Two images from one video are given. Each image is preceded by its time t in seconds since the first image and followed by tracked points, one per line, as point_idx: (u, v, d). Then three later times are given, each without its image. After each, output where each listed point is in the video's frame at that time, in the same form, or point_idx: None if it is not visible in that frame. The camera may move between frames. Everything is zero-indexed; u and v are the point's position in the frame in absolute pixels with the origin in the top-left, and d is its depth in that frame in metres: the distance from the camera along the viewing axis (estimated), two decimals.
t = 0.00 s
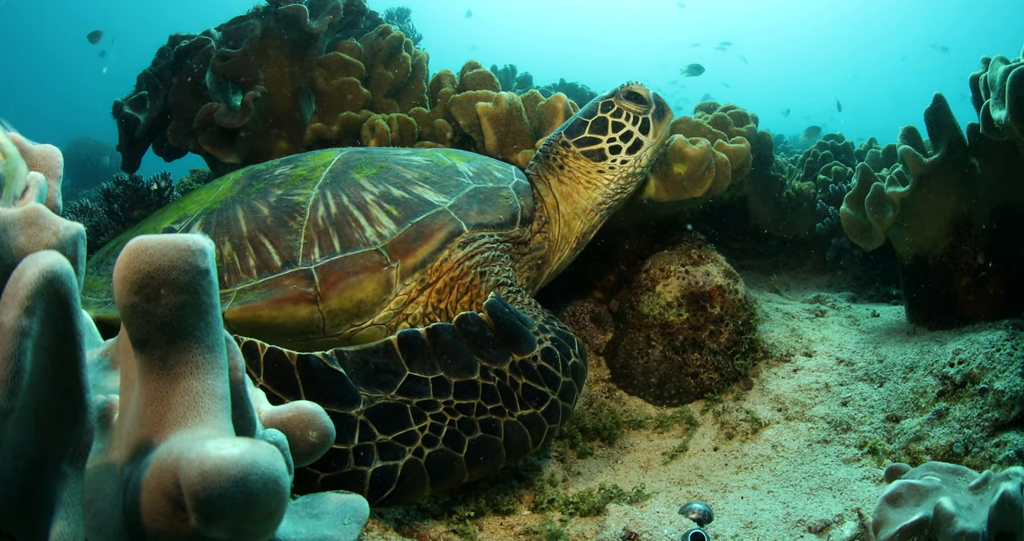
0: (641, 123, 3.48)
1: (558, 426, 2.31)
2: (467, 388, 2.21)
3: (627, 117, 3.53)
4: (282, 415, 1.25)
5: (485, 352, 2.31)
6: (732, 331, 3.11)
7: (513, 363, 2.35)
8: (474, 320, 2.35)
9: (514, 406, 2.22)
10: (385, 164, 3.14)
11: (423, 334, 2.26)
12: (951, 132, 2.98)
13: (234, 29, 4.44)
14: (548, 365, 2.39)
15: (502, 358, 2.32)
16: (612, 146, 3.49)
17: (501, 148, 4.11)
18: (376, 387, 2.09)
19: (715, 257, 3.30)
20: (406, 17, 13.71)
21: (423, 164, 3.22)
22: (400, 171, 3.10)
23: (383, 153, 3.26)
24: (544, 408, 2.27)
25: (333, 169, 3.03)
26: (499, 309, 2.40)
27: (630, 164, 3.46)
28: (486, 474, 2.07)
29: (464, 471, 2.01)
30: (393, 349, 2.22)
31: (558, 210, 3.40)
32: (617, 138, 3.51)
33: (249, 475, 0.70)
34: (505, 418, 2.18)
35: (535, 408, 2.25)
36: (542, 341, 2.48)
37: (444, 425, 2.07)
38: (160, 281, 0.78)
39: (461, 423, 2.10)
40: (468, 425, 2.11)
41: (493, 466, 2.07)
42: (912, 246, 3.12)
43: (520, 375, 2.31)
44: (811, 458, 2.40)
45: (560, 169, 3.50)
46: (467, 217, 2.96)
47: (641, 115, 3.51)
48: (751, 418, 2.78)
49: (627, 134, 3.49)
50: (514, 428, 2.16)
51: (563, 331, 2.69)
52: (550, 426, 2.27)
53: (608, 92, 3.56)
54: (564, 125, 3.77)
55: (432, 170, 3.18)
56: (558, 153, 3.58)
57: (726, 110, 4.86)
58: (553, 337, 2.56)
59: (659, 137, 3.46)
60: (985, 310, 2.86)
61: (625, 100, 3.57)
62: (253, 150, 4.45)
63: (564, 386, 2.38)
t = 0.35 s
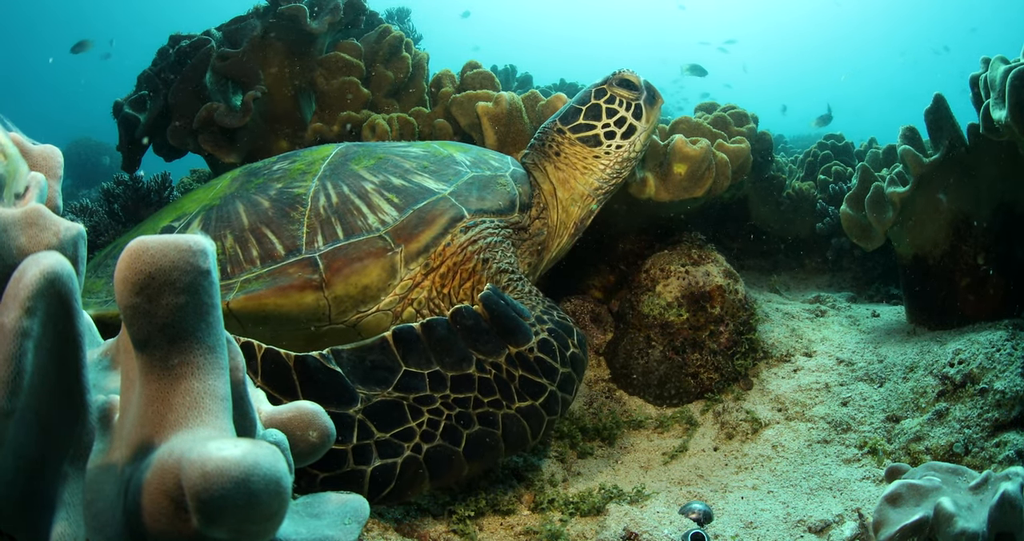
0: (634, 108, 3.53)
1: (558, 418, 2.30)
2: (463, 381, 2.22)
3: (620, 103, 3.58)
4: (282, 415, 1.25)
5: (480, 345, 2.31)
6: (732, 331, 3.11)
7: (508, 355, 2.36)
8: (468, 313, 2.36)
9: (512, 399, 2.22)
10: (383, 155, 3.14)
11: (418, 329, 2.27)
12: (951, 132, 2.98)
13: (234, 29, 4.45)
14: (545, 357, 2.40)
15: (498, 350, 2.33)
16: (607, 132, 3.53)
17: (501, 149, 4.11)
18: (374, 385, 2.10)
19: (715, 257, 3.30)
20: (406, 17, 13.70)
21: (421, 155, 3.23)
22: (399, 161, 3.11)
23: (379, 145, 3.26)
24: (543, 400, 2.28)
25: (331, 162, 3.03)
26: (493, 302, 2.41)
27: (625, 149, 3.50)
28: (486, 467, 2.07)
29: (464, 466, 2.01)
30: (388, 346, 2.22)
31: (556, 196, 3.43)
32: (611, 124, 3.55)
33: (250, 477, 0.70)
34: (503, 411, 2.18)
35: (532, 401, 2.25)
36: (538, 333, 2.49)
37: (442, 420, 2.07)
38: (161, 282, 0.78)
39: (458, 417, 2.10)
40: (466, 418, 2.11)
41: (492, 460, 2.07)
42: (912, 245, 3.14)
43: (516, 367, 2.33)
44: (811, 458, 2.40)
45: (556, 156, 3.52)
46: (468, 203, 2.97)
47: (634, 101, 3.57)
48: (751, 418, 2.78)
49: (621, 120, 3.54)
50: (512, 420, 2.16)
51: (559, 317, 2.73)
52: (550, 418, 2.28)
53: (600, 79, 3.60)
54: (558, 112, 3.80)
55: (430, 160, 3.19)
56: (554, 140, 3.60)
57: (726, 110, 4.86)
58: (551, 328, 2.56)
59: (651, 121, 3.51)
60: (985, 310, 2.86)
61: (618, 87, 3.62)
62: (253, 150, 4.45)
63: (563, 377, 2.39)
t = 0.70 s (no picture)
0: (626, 99, 3.56)
1: (562, 405, 2.28)
2: (458, 373, 2.20)
3: (613, 94, 3.60)
4: (282, 415, 1.25)
5: (472, 335, 2.31)
6: (732, 331, 3.11)
7: (503, 344, 2.35)
8: (458, 305, 2.35)
9: (512, 388, 2.20)
10: (382, 149, 3.15)
11: (408, 324, 2.26)
12: (950, 132, 2.98)
13: (234, 29, 4.45)
14: (541, 343, 2.39)
15: (492, 340, 2.33)
16: (600, 123, 3.54)
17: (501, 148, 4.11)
18: (368, 382, 2.09)
19: (715, 257, 3.30)
20: (406, 17, 13.70)
21: (420, 148, 3.23)
22: (399, 155, 3.11)
23: (378, 140, 3.27)
24: (543, 387, 2.26)
25: (332, 157, 3.04)
26: (484, 293, 2.40)
27: (618, 139, 3.52)
28: (489, 460, 2.07)
29: (467, 461, 2.01)
30: (380, 342, 2.22)
31: (552, 186, 3.44)
32: (604, 115, 3.57)
33: (249, 474, 0.70)
34: (502, 401, 2.16)
35: (531, 388, 2.24)
36: (531, 320, 2.49)
37: (441, 414, 2.07)
38: (161, 280, 0.78)
39: (456, 410, 2.09)
40: (464, 411, 2.10)
41: (496, 452, 2.06)
42: (911, 245, 3.14)
43: (512, 354, 2.32)
44: (811, 458, 2.40)
45: (551, 146, 3.56)
46: (468, 195, 2.97)
47: (626, 92, 3.59)
48: (751, 418, 2.78)
49: (613, 111, 3.56)
50: (514, 409, 2.15)
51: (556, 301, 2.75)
52: (552, 406, 2.25)
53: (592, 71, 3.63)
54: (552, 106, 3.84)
55: (430, 153, 3.19)
56: (548, 131, 3.63)
57: (726, 110, 4.86)
58: (545, 314, 2.56)
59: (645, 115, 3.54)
60: (983, 310, 2.86)
61: (610, 78, 3.64)
62: (253, 149, 4.44)
63: (563, 363, 2.39)
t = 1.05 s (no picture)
0: (623, 101, 3.57)
1: (560, 392, 2.28)
2: (447, 364, 2.22)
3: (610, 97, 3.61)
4: (282, 414, 1.25)
5: (460, 327, 2.37)
6: (732, 331, 3.11)
7: (493, 333, 2.40)
8: (443, 298, 2.44)
9: (505, 377, 2.21)
10: (385, 150, 3.15)
11: (393, 319, 2.32)
12: (950, 132, 2.98)
13: (234, 28, 4.45)
14: (531, 330, 2.45)
15: (477, 332, 2.37)
16: (597, 125, 3.56)
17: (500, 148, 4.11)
18: (352, 375, 2.10)
19: (715, 257, 3.30)
20: (406, 17, 13.71)
21: (421, 149, 3.22)
22: (401, 157, 3.11)
23: (379, 140, 3.27)
24: (538, 373, 2.28)
25: (334, 158, 3.03)
26: (469, 287, 2.51)
27: (615, 142, 3.54)
28: (489, 452, 2.04)
29: (463, 454, 1.98)
30: (363, 338, 2.24)
31: (551, 187, 3.45)
32: (601, 118, 3.58)
33: (250, 472, 0.70)
34: (495, 389, 2.16)
35: (526, 375, 2.26)
36: (520, 310, 2.56)
37: (430, 407, 2.05)
38: (161, 279, 0.78)
39: (448, 402, 2.08)
40: (456, 402, 2.09)
41: (494, 443, 2.03)
42: (912, 245, 3.15)
43: (503, 342, 2.36)
44: (811, 458, 2.40)
45: (548, 149, 3.57)
46: (470, 197, 2.98)
47: (623, 95, 3.60)
48: (751, 418, 2.78)
49: (610, 113, 3.58)
50: (509, 399, 2.14)
51: (552, 298, 2.79)
52: (551, 392, 2.25)
53: (590, 72, 3.64)
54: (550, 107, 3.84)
55: (432, 155, 3.19)
56: (545, 133, 3.64)
57: (726, 110, 4.86)
58: (535, 305, 2.63)
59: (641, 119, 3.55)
60: (984, 310, 2.85)
61: (607, 80, 3.66)
62: (253, 149, 4.45)
63: (557, 349, 2.41)
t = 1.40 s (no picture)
0: (625, 109, 3.52)
1: (560, 400, 2.29)
2: (449, 368, 2.22)
3: (611, 104, 3.57)
4: (282, 414, 1.25)
5: (464, 332, 2.37)
6: (732, 331, 3.11)
7: (494, 339, 2.40)
8: (446, 304, 2.44)
9: (506, 384, 2.21)
10: (388, 156, 3.14)
11: (396, 323, 2.32)
12: (950, 132, 2.98)
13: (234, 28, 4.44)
14: (533, 337, 2.46)
15: (481, 336, 2.37)
16: (597, 134, 3.52)
17: (500, 148, 4.11)
18: (354, 377, 2.09)
19: (715, 257, 3.30)
20: (406, 17, 13.71)
21: (424, 155, 3.22)
22: (404, 163, 3.11)
23: (382, 145, 3.25)
24: (539, 380, 2.27)
25: (337, 163, 3.02)
26: (472, 293, 2.52)
27: (615, 150, 3.51)
28: (489, 457, 2.05)
29: (464, 458, 1.98)
30: (366, 340, 2.24)
31: (551, 195, 3.42)
32: (602, 126, 3.54)
33: (249, 471, 0.70)
34: (498, 395, 2.16)
35: (529, 382, 2.25)
36: (522, 318, 2.57)
37: (432, 409, 2.04)
38: (161, 279, 0.78)
39: (450, 406, 2.08)
40: (458, 407, 2.08)
41: (495, 448, 2.04)
42: (912, 245, 3.15)
43: (505, 349, 2.36)
44: (811, 458, 2.40)
45: (548, 157, 3.52)
46: (473, 207, 2.98)
47: (624, 102, 3.55)
48: (751, 417, 2.77)
49: (611, 121, 3.53)
50: (512, 405, 2.14)
51: (554, 307, 2.79)
52: (551, 401, 2.25)
53: (591, 80, 3.59)
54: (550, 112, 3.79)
55: (435, 161, 3.19)
56: (545, 141, 3.60)
57: (726, 109, 4.86)
58: (536, 313, 2.64)
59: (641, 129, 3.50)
60: (983, 310, 2.87)
61: (609, 87, 3.60)
62: (252, 149, 4.45)
63: (558, 356, 2.42)
